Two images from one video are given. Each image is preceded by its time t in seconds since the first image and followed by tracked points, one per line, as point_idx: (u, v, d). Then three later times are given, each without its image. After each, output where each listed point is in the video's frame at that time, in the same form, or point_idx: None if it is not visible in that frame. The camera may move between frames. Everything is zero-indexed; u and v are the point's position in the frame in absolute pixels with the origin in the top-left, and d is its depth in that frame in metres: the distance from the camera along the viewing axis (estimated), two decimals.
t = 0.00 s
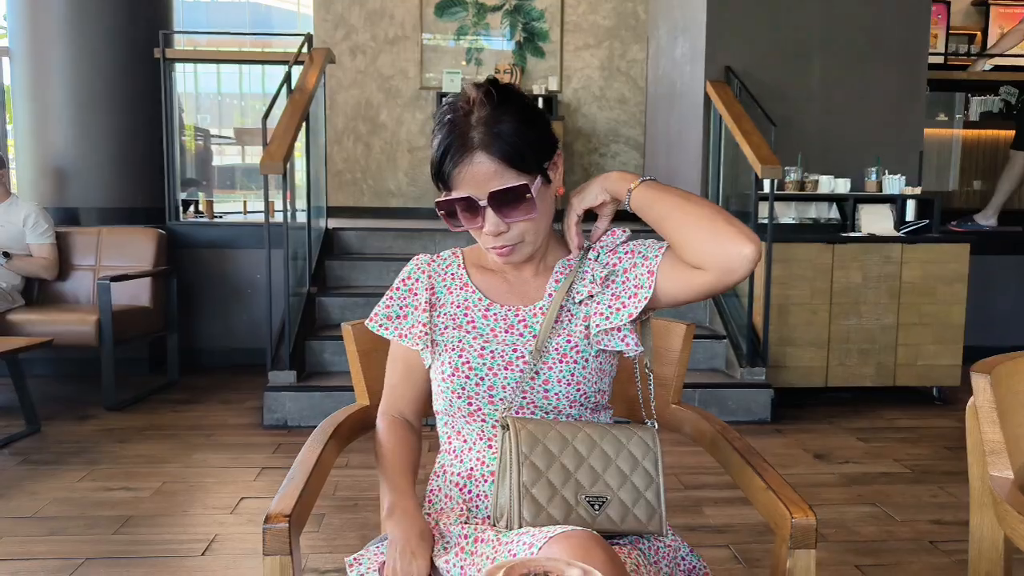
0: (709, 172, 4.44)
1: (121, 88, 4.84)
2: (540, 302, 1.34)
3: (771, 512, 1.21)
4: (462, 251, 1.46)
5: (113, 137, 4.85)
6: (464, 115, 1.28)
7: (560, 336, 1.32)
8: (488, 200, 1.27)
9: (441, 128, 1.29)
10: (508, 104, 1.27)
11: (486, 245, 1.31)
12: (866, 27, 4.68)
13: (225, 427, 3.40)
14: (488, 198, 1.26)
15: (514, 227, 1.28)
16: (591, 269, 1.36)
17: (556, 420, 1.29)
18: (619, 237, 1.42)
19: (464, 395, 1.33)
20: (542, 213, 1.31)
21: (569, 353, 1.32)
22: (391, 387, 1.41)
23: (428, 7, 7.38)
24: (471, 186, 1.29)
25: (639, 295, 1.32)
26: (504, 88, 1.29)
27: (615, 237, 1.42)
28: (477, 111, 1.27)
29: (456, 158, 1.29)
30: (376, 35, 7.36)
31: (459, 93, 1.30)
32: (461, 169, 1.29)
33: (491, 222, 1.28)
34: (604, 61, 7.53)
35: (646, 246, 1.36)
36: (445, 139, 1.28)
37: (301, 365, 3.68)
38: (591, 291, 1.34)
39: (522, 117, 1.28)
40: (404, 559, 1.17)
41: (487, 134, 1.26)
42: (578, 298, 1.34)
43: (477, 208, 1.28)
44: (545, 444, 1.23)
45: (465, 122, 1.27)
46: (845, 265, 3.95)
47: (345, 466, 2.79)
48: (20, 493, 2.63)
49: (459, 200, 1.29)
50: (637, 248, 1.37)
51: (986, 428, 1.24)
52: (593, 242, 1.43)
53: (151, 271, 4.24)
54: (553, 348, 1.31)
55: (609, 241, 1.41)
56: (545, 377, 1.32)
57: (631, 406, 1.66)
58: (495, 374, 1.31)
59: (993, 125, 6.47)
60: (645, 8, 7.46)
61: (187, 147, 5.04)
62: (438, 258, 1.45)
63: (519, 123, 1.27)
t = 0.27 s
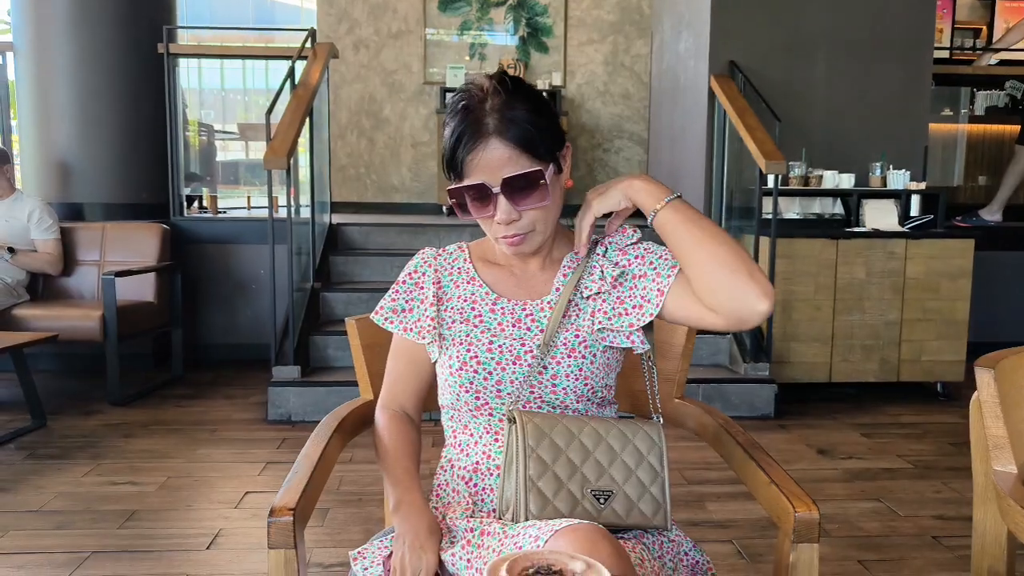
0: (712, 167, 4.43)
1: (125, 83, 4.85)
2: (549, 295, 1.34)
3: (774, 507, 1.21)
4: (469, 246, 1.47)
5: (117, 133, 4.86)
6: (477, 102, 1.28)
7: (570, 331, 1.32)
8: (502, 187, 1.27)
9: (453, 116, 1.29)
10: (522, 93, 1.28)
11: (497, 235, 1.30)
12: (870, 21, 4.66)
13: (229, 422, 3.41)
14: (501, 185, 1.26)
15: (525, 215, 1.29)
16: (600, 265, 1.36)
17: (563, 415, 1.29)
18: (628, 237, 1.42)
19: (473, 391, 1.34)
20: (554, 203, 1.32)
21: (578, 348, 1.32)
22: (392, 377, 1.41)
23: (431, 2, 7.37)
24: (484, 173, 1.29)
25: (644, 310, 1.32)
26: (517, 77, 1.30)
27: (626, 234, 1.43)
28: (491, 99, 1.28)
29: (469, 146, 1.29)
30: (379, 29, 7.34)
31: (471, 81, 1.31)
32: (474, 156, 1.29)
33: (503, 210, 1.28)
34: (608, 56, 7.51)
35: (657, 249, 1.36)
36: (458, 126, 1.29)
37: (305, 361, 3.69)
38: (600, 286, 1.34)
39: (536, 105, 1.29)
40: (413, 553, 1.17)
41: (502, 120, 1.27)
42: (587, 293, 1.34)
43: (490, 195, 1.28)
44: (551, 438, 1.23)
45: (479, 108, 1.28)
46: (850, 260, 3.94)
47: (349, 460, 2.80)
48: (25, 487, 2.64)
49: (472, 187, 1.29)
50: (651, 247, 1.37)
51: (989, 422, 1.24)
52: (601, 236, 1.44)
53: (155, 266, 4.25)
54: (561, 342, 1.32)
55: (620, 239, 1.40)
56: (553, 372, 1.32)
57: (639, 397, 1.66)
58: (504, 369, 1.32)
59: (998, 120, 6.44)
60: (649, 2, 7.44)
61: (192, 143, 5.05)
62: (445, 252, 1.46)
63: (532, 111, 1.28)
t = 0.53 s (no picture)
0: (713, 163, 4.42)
1: (125, 79, 4.84)
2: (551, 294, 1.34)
3: (773, 503, 1.22)
4: (471, 242, 1.46)
5: (117, 130, 4.85)
6: (492, 91, 1.28)
7: (572, 331, 1.32)
8: (513, 177, 1.26)
9: (466, 104, 1.28)
10: (537, 83, 1.28)
11: (503, 227, 1.29)
12: (873, 16, 4.64)
13: (230, 418, 3.41)
14: (512, 175, 1.25)
15: (535, 207, 1.28)
16: (605, 264, 1.36)
17: (562, 412, 1.29)
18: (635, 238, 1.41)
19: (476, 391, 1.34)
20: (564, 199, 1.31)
21: (581, 349, 1.32)
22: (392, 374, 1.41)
23: None
24: (495, 162, 1.28)
25: (639, 319, 1.33)
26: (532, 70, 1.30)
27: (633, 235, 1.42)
28: (506, 88, 1.27)
29: (481, 134, 1.28)
30: (380, 25, 7.33)
31: (484, 71, 1.31)
32: (486, 144, 1.28)
33: (513, 201, 1.27)
34: (609, 51, 7.50)
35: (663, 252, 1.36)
36: (471, 114, 1.28)
37: (306, 357, 3.69)
38: (605, 286, 1.34)
39: (550, 97, 1.29)
40: (406, 545, 1.14)
41: (516, 109, 1.26)
42: (591, 292, 1.33)
43: (500, 185, 1.27)
44: (550, 434, 1.23)
45: (492, 96, 1.27)
46: (851, 256, 3.94)
47: (350, 456, 2.80)
48: (27, 482, 2.65)
49: (482, 176, 1.28)
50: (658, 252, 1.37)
51: (989, 418, 1.24)
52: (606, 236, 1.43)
53: (156, 262, 4.25)
54: (564, 342, 1.32)
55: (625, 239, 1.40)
56: (556, 372, 1.33)
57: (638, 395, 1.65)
58: (507, 369, 1.32)
59: (1001, 115, 6.42)
60: None
61: (192, 139, 5.06)
62: (446, 247, 1.45)
63: (547, 103, 1.28)
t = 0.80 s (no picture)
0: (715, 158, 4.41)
1: (127, 75, 4.85)
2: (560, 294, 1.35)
3: (775, 498, 1.21)
4: (475, 237, 1.44)
5: (118, 126, 4.85)
6: (513, 80, 1.28)
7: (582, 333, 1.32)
8: (531, 166, 1.25)
9: (486, 90, 1.28)
10: (559, 77, 1.30)
11: (516, 219, 1.27)
12: (875, 12, 4.63)
13: (232, 414, 3.42)
14: (530, 164, 1.24)
15: (551, 199, 1.26)
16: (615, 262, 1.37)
17: (567, 408, 1.29)
18: (645, 234, 1.41)
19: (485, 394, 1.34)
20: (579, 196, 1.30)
21: (592, 351, 1.33)
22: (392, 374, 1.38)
23: None
24: (513, 150, 1.27)
25: (645, 320, 1.31)
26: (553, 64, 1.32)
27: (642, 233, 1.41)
28: (528, 78, 1.28)
29: (501, 121, 1.27)
30: (382, 21, 7.32)
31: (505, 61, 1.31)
32: (504, 133, 1.28)
33: (528, 191, 1.25)
34: (611, 47, 7.49)
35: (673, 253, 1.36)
36: (491, 100, 1.27)
37: (308, 353, 3.70)
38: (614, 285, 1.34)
39: (572, 90, 1.30)
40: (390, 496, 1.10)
41: (538, 97, 1.26)
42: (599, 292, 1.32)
43: (517, 174, 1.25)
44: (554, 430, 1.23)
45: (514, 85, 1.27)
46: (853, 253, 3.93)
47: (351, 452, 2.80)
48: (29, 478, 2.65)
49: (499, 163, 1.26)
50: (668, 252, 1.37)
51: (992, 414, 1.24)
52: (614, 232, 1.44)
53: (158, 259, 4.26)
54: (575, 345, 1.32)
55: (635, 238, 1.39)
56: (566, 376, 1.34)
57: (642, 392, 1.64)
58: (516, 372, 1.33)
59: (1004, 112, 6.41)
60: None
61: (193, 134, 5.04)
62: (451, 243, 1.44)
63: (569, 96, 1.29)
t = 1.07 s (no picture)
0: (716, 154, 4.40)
1: (127, 71, 4.84)
2: (569, 296, 1.36)
3: (777, 492, 1.22)
4: (476, 233, 1.45)
5: (119, 121, 4.85)
6: (533, 66, 1.27)
7: (593, 339, 1.35)
8: (546, 156, 1.24)
9: (504, 76, 1.26)
10: (578, 66, 1.29)
11: (527, 211, 1.26)
12: (877, 8, 4.62)
13: (234, 410, 3.42)
14: (545, 155, 1.24)
15: (564, 192, 1.25)
16: (624, 261, 1.40)
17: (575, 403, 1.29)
18: (653, 232, 1.45)
19: (496, 400, 1.37)
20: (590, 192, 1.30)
21: (603, 356, 1.36)
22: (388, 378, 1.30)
23: None
24: (529, 139, 1.26)
25: (651, 322, 1.37)
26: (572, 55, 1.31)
27: (650, 231, 1.45)
28: (548, 65, 1.27)
29: (518, 108, 1.26)
30: (383, 16, 7.31)
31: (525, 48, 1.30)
32: (521, 120, 1.27)
33: (541, 181, 1.24)
34: (613, 43, 7.47)
35: (681, 255, 1.41)
36: (508, 86, 1.26)
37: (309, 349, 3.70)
38: (624, 287, 1.37)
39: (591, 80, 1.29)
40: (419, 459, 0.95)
41: (557, 86, 1.25)
42: (610, 293, 1.37)
43: (531, 165, 1.25)
44: (558, 425, 1.23)
45: (533, 72, 1.26)
46: (855, 248, 3.93)
47: (352, 448, 2.81)
48: (30, 473, 2.66)
49: (513, 152, 1.26)
50: (675, 253, 1.42)
51: (994, 408, 1.23)
52: (621, 228, 1.46)
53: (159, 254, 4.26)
54: (586, 350, 1.35)
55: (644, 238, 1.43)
56: (578, 381, 1.36)
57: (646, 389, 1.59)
58: (527, 377, 1.35)
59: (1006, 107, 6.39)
60: None
61: (195, 130, 5.03)
62: (456, 240, 1.43)
63: (588, 86, 1.28)
